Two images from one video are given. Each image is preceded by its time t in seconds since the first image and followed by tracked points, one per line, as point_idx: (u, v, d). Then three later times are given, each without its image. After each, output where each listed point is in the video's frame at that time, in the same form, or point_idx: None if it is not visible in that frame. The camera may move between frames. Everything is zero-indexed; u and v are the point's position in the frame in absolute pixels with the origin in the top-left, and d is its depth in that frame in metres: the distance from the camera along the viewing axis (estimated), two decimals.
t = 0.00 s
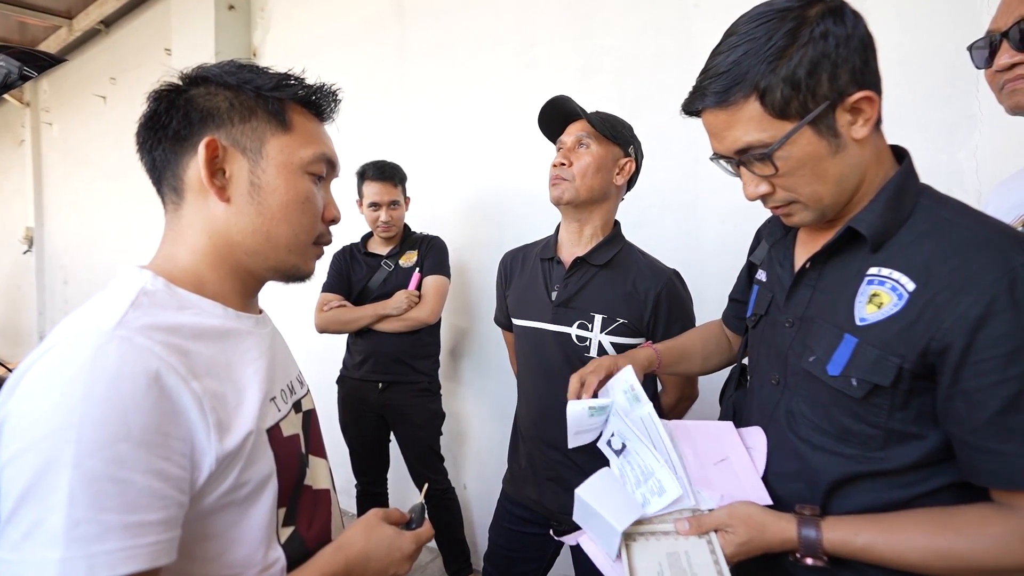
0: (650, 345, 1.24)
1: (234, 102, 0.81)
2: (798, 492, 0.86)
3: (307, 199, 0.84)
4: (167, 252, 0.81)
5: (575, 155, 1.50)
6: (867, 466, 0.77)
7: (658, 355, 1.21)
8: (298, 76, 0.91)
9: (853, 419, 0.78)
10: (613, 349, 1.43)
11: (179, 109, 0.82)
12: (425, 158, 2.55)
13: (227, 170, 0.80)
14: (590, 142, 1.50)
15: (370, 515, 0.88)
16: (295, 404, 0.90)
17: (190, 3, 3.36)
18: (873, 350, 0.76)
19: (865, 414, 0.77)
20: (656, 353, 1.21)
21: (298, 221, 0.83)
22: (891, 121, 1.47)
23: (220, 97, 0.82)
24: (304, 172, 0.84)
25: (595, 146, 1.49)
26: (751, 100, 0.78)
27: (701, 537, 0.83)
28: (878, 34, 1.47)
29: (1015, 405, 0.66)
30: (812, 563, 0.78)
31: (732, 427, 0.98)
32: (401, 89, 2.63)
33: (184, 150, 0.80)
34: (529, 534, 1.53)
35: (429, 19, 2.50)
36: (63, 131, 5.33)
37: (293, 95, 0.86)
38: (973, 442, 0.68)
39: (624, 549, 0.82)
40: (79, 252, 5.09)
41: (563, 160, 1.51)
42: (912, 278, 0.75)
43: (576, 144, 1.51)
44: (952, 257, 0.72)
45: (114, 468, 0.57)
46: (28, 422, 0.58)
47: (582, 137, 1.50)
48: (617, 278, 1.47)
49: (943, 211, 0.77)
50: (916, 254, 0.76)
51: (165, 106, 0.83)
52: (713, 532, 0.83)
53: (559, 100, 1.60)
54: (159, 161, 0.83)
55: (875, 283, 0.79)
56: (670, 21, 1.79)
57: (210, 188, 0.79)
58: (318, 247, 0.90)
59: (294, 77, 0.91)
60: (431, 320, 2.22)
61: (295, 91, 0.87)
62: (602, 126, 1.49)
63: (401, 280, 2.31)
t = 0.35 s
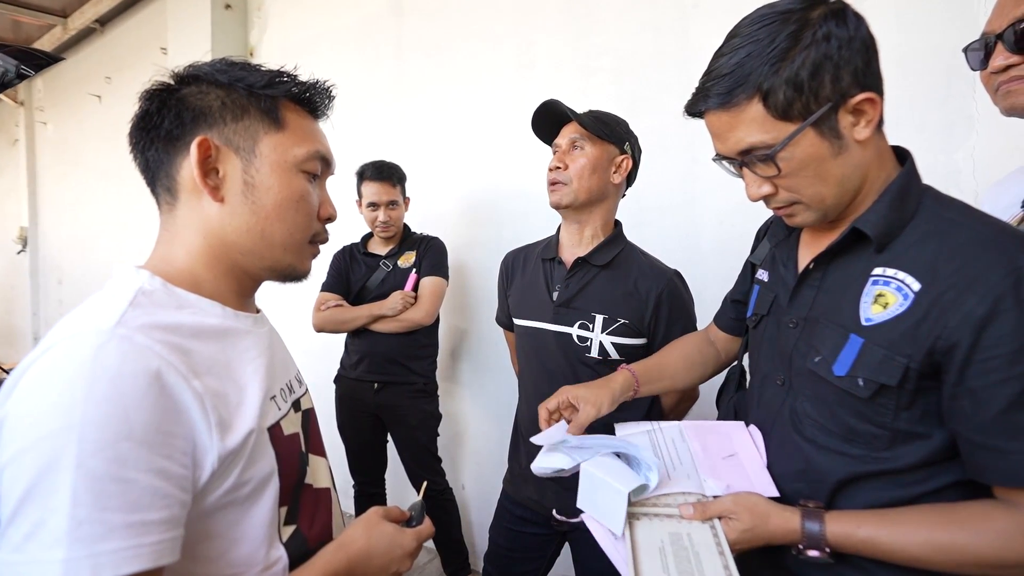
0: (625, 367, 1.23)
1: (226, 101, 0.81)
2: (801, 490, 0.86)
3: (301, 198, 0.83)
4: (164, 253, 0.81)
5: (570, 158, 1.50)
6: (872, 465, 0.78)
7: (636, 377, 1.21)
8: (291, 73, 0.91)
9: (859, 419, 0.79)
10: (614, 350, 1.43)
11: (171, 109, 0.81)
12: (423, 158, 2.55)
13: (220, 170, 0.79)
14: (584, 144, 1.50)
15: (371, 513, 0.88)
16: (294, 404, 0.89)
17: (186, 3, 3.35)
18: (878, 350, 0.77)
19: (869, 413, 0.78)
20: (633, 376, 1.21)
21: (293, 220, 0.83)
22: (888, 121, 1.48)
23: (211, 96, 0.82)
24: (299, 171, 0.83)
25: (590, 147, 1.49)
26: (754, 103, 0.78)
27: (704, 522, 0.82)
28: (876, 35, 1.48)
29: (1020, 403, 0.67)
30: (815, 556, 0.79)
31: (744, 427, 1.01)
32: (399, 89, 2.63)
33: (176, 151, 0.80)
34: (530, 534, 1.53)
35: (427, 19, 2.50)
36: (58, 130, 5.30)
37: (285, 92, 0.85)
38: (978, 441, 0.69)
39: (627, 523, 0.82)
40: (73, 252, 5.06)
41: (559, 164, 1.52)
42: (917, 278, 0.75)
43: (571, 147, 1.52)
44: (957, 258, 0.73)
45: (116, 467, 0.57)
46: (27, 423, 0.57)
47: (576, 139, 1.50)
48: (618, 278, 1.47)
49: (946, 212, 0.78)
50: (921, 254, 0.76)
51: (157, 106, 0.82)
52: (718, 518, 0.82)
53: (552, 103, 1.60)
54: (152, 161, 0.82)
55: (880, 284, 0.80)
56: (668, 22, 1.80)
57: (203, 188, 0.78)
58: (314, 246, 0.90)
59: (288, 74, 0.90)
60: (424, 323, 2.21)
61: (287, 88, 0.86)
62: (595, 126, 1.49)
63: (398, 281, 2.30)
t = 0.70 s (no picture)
0: (655, 382, 1.23)
1: (233, 101, 0.81)
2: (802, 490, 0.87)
3: (306, 199, 0.83)
4: (168, 252, 0.81)
5: (555, 158, 1.53)
6: (873, 465, 0.79)
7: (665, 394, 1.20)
8: (297, 74, 0.91)
9: (859, 419, 0.80)
10: (616, 344, 1.44)
11: (177, 108, 0.81)
12: (422, 158, 2.55)
13: (226, 170, 0.80)
14: (566, 143, 1.53)
15: (375, 512, 0.88)
16: (298, 403, 0.89)
17: (183, 2, 3.34)
18: (878, 350, 0.78)
19: (870, 413, 0.79)
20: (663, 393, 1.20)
21: (298, 221, 0.83)
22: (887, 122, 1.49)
23: (218, 97, 0.82)
24: (304, 171, 0.83)
25: (572, 145, 1.52)
26: (760, 104, 0.79)
27: (707, 537, 0.85)
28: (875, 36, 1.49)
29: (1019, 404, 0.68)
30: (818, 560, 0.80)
31: (731, 428, 1.00)
32: (398, 89, 2.63)
33: (182, 150, 0.80)
34: (532, 535, 1.54)
35: (426, 19, 2.50)
36: (53, 130, 5.27)
37: (292, 93, 0.85)
38: (978, 440, 0.70)
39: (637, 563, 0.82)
40: (69, 253, 5.04)
41: (546, 166, 1.55)
42: (917, 279, 0.76)
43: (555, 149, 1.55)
44: (957, 259, 0.73)
45: (126, 466, 0.57)
46: (36, 422, 0.58)
47: (559, 140, 1.54)
48: (617, 272, 1.48)
49: (945, 213, 0.79)
50: (921, 256, 0.77)
51: (163, 105, 0.82)
52: (720, 531, 0.84)
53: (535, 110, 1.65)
54: (158, 161, 0.82)
55: (880, 285, 0.81)
56: (668, 22, 1.80)
57: (209, 188, 0.78)
58: (318, 247, 0.90)
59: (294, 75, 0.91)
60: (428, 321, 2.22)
61: (294, 89, 0.86)
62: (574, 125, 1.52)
63: (399, 281, 2.30)
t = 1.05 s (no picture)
0: (675, 364, 1.18)
1: (237, 102, 0.81)
2: (798, 490, 0.87)
3: (310, 201, 0.83)
4: (171, 253, 0.81)
5: (546, 162, 1.54)
6: (867, 465, 0.79)
7: (688, 373, 1.16)
8: (301, 75, 0.91)
9: (854, 419, 0.80)
10: (611, 344, 1.43)
11: (182, 108, 0.81)
12: (420, 158, 2.55)
13: (230, 171, 0.79)
14: (555, 146, 1.53)
15: (377, 515, 0.87)
16: (299, 405, 0.89)
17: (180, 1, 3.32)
18: (873, 351, 0.78)
19: (865, 414, 0.79)
20: (686, 371, 1.16)
21: (300, 223, 0.82)
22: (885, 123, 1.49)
23: (223, 97, 0.81)
24: (307, 174, 0.83)
25: (560, 148, 1.52)
26: (763, 105, 0.79)
27: (702, 526, 0.85)
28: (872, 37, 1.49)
29: (1012, 405, 0.68)
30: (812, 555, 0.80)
31: (733, 434, 1.02)
32: (396, 89, 2.63)
33: (186, 151, 0.80)
34: (531, 536, 1.54)
35: (424, 19, 2.49)
36: (48, 130, 5.25)
37: (297, 95, 0.85)
38: (972, 441, 0.70)
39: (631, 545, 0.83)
40: (66, 253, 5.02)
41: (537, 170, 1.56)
42: (912, 280, 0.77)
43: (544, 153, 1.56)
44: (951, 261, 0.74)
45: (128, 471, 0.57)
46: (37, 426, 0.57)
47: (548, 144, 1.54)
48: (610, 272, 1.48)
49: (942, 215, 0.79)
50: (916, 257, 0.77)
51: (168, 105, 0.82)
52: (715, 523, 0.85)
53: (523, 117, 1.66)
54: (161, 161, 0.82)
55: (875, 286, 0.81)
56: (667, 23, 1.81)
57: (213, 190, 0.78)
58: (321, 249, 0.90)
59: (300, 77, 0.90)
60: (424, 323, 2.21)
61: (299, 91, 0.86)
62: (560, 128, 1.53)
63: (397, 281, 2.29)
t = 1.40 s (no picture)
0: (675, 378, 1.15)
1: (228, 100, 0.79)
2: (801, 490, 0.86)
3: (304, 200, 0.81)
4: (164, 254, 0.79)
5: (552, 161, 1.50)
6: (871, 465, 0.78)
7: (689, 388, 1.14)
8: (295, 71, 0.89)
9: (858, 419, 0.79)
10: (610, 346, 1.42)
11: (171, 107, 0.79)
12: (418, 158, 2.53)
13: (221, 171, 0.78)
14: (563, 146, 1.50)
15: (375, 518, 0.86)
16: (295, 407, 0.88)
17: None
18: (879, 351, 0.77)
19: (869, 414, 0.78)
20: (686, 386, 1.13)
21: (295, 223, 0.81)
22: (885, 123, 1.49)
23: (213, 95, 0.80)
24: (301, 172, 0.81)
25: (569, 149, 1.49)
26: (768, 103, 0.78)
27: (705, 514, 0.85)
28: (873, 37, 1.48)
29: (1019, 405, 0.67)
30: (815, 555, 0.79)
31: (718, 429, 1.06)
32: (393, 87, 2.61)
33: (177, 151, 0.78)
34: (529, 537, 1.52)
35: (422, 17, 2.48)
36: (43, 129, 5.21)
37: (290, 91, 0.83)
38: (978, 442, 0.69)
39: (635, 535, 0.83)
40: (60, 252, 4.98)
41: (541, 168, 1.52)
42: (917, 280, 0.76)
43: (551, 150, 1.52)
44: (957, 260, 0.73)
45: (119, 477, 0.56)
46: (25, 432, 0.56)
47: (556, 142, 1.50)
48: (612, 274, 1.47)
49: (946, 214, 0.78)
50: (921, 256, 0.77)
51: (157, 104, 0.80)
52: (717, 511, 0.85)
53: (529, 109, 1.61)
54: (152, 161, 0.81)
55: (880, 285, 0.80)
56: (666, 22, 1.80)
57: (204, 190, 0.77)
58: (317, 249, 0.88)
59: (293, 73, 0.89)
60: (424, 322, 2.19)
61: (292, 87, 0.84)
62: (571, 128, 1.49)
63: (395, 281, 2.28)
